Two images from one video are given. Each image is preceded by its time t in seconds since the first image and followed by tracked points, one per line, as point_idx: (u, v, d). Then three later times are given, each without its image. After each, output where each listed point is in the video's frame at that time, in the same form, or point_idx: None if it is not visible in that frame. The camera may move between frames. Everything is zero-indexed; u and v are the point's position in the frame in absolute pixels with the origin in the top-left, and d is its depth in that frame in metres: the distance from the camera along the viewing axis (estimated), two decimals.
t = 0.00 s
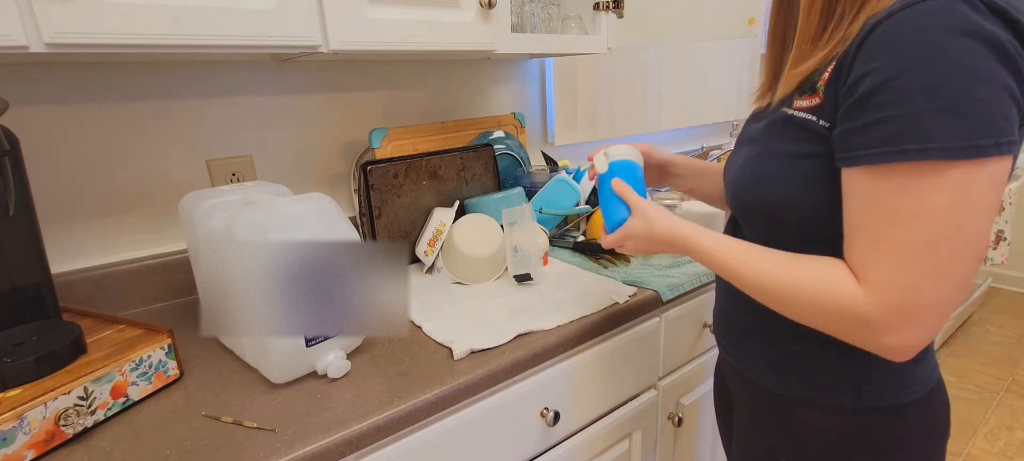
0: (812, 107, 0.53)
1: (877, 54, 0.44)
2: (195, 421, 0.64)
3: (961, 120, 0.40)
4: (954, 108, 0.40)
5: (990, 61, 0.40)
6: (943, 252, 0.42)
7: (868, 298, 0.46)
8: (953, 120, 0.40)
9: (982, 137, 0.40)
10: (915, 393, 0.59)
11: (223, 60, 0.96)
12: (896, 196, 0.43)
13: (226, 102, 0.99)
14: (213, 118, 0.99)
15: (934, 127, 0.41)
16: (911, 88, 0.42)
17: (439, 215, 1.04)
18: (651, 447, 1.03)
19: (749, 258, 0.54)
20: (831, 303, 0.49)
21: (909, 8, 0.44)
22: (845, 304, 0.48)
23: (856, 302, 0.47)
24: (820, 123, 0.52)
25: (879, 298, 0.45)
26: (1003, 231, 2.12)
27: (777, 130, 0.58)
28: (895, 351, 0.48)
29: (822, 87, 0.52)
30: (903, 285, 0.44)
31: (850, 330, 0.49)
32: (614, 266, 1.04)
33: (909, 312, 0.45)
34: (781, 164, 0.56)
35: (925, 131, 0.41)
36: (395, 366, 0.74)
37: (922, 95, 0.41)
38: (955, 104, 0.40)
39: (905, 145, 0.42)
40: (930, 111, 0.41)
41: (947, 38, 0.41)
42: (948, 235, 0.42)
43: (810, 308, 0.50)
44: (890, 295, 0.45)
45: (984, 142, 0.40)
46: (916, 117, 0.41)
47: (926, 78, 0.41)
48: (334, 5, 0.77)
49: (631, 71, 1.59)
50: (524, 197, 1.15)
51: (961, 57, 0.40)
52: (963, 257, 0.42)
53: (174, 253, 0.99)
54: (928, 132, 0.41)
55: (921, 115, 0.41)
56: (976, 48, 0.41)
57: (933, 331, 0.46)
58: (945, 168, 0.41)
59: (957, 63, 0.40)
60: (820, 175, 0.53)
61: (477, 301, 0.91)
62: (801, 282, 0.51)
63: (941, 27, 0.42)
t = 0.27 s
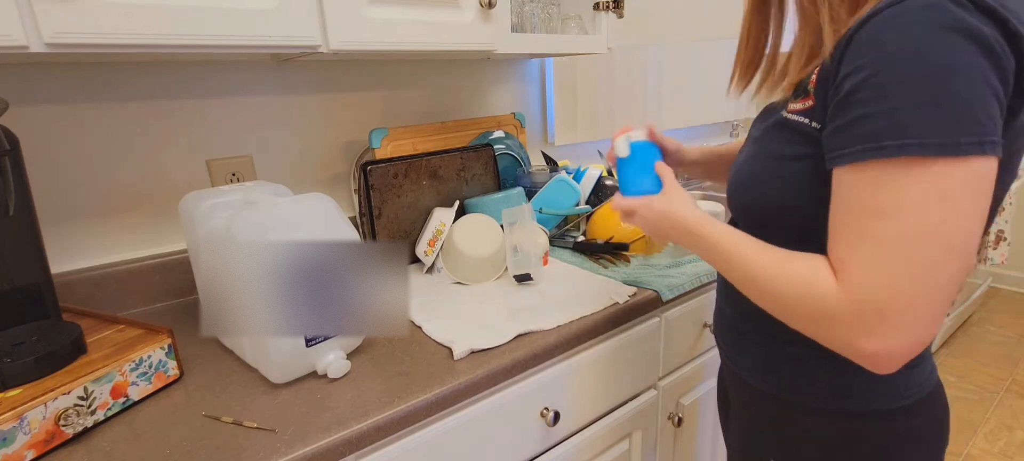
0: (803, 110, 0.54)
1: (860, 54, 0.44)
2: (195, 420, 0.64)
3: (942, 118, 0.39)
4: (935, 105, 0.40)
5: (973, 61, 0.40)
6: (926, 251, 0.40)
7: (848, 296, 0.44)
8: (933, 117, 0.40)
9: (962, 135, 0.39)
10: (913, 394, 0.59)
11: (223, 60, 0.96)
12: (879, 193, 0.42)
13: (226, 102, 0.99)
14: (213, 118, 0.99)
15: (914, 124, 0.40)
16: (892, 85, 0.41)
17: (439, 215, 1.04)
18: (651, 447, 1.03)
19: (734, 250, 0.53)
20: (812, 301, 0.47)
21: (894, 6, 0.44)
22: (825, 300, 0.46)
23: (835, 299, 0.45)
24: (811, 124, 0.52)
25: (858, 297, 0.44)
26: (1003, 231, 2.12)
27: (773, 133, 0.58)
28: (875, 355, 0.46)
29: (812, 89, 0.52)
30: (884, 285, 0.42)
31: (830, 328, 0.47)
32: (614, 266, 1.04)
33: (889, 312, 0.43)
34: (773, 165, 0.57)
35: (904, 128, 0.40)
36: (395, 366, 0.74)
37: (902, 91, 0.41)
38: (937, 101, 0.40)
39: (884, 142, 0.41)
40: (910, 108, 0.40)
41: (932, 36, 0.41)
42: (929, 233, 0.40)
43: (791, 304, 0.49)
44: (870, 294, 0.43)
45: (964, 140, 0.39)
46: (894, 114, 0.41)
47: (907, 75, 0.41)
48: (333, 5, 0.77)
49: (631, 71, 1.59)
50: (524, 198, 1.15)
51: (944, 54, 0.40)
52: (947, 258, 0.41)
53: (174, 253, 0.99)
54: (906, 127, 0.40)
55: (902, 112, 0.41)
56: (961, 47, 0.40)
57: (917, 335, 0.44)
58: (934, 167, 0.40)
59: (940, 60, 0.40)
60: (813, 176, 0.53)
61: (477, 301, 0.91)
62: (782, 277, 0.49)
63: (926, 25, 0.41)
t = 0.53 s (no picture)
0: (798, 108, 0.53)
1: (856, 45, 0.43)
2: (195, 420, 0.64)
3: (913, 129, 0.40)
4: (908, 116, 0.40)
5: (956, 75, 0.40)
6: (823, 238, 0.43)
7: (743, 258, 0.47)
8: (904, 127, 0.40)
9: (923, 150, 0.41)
10: (910, 393, 0.60)
11: (223, 60, 0.96)
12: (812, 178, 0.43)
13: (226, 102, 0.99)
14: (213, 118, 0.99)
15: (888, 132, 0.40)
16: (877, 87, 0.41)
17: (439, 215, 1.04)
18: (651, 447, 1.03)
19: (665, 204, 0.54)
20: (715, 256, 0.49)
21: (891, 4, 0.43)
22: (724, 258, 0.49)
23: (723, 254, 0.49)
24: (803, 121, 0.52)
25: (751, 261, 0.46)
26: (1003, 231, 2.12)
27: (770, 132, 0.57)
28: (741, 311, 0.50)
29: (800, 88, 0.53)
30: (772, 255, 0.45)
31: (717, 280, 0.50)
32: (614, 266, 1.04)
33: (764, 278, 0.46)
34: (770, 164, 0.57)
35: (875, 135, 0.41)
36: (395, 366, 0.74)
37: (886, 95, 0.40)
38: (913, 111, 0.40)
39: (851, 141, 0.41)
40: (888, 114, 0.40)
41: (923, 41, 0.40)
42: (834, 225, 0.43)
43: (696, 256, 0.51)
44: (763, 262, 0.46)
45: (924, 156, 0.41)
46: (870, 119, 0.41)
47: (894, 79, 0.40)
48: (334, 5, 0.77)
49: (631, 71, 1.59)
50: (524, 198, 1.15)
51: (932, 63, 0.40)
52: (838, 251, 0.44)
53: (175, 253, 0.99)
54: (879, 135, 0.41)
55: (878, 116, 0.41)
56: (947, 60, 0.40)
57: (773, 305, 0.48)
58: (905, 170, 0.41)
59: (926, 70, 0.40)
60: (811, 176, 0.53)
61: (477, 301, 0.91)
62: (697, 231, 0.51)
63: (920, 29, 0.40)
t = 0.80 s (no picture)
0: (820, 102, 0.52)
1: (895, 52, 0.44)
2: (195, 420, 0.64)
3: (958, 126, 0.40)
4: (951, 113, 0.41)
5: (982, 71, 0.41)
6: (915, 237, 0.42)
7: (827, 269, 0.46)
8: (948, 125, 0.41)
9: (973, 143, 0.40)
10: (912, 392, 0.60)
11: (223, 60, 0.96)
12: (885, 179, 0.43)
13: (227, 102, 0.99)
14: (213, 119, 0.99)
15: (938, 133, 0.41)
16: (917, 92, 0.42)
17: (439, 215, 1.04)
18: (651, 447, 1.03)
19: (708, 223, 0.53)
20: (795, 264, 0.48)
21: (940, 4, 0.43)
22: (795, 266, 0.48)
23: (783, 265, 0.49)
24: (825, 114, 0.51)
25: (829, 266, 0.46)
26: (1002, 231, 2.13)
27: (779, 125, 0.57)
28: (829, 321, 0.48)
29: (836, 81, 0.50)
30: (884, 260, 0.43)
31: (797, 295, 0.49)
32: (613, 266, 1.04)
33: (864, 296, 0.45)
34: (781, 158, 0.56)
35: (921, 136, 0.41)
36: (395, 366, 0.74)
37: (931, 94, 0.41)
38: (952, 110, 0.41)
39: (936, 144, 0.41)
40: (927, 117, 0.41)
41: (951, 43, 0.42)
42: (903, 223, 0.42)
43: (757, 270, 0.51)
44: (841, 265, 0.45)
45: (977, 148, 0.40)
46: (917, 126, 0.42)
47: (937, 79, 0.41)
48: (334, 5, 0.77)
49: (631, 71, 1.59)
50: (524, 197, 1.15)
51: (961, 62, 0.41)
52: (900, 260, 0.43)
53: (174, 253, 0.99)
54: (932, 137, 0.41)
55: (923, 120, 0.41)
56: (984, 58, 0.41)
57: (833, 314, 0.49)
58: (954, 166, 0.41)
59: (962, 68, 0.41)
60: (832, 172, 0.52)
61: (477, 301, 0.91)
62: (742, 238, 0.51)
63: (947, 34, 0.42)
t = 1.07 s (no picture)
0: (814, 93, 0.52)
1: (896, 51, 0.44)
2: (195, 420, 0.64)
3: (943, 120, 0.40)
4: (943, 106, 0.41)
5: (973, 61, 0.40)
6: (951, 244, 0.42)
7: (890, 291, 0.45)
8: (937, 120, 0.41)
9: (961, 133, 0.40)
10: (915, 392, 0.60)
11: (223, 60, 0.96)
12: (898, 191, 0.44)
13: (227, 102, 0.99)
14: (213, 119, 0.99)
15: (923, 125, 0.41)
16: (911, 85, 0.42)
17: (439, 215, 1.04)
18: (651, 447, 1.03)
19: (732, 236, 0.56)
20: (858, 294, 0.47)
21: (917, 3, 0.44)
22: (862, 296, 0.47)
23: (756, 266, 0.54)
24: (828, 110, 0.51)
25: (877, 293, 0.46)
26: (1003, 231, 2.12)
27: (779, 118, 0.56)
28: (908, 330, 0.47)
29: (829, 74, 0.51)
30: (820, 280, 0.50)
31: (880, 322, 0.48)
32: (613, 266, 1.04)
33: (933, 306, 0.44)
34: (780, 152, 0.55)
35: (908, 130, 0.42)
36: (395, 366, 0.74)
37: (954, 87, 0.40)
38: (980, 98, 0.39)
39: (975, 133, 0.39)
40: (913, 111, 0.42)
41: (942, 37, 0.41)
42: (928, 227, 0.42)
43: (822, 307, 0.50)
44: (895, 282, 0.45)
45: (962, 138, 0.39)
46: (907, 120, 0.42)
47: (934, 76, 0.41)
48: (334, 5, 0.77)
49: (631, 71, 1.59)
50: (524, 198, 1.15)
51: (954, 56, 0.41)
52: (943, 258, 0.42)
53: (175, 254, 0.99)
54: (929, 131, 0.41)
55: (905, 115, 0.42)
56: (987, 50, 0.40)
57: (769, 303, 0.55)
58: (972, 159, 0.40)
59: (950, 64, 0.41)
60: (829, 164, 0.52)
61: (477, 301, 0.91)
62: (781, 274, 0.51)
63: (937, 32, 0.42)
